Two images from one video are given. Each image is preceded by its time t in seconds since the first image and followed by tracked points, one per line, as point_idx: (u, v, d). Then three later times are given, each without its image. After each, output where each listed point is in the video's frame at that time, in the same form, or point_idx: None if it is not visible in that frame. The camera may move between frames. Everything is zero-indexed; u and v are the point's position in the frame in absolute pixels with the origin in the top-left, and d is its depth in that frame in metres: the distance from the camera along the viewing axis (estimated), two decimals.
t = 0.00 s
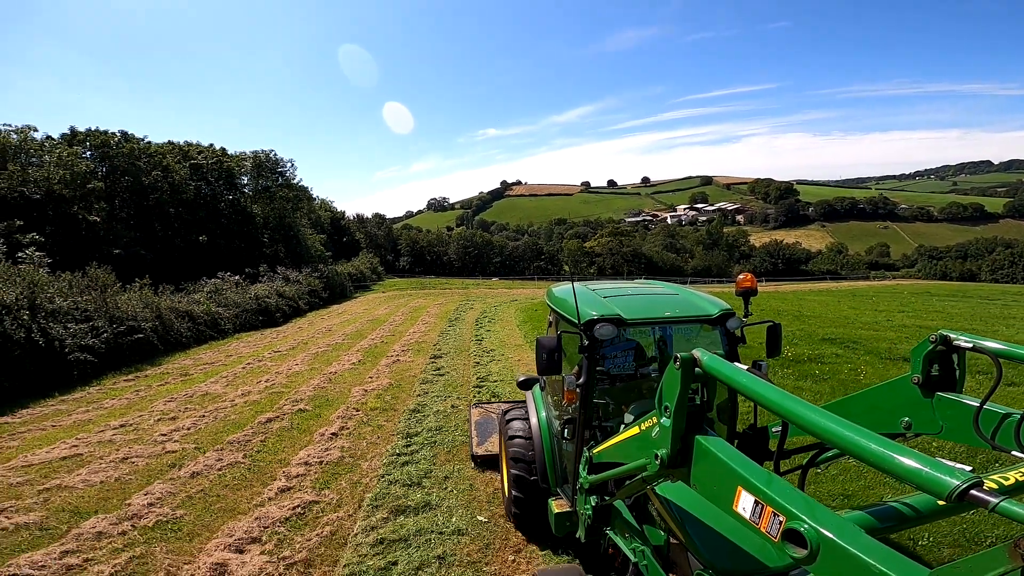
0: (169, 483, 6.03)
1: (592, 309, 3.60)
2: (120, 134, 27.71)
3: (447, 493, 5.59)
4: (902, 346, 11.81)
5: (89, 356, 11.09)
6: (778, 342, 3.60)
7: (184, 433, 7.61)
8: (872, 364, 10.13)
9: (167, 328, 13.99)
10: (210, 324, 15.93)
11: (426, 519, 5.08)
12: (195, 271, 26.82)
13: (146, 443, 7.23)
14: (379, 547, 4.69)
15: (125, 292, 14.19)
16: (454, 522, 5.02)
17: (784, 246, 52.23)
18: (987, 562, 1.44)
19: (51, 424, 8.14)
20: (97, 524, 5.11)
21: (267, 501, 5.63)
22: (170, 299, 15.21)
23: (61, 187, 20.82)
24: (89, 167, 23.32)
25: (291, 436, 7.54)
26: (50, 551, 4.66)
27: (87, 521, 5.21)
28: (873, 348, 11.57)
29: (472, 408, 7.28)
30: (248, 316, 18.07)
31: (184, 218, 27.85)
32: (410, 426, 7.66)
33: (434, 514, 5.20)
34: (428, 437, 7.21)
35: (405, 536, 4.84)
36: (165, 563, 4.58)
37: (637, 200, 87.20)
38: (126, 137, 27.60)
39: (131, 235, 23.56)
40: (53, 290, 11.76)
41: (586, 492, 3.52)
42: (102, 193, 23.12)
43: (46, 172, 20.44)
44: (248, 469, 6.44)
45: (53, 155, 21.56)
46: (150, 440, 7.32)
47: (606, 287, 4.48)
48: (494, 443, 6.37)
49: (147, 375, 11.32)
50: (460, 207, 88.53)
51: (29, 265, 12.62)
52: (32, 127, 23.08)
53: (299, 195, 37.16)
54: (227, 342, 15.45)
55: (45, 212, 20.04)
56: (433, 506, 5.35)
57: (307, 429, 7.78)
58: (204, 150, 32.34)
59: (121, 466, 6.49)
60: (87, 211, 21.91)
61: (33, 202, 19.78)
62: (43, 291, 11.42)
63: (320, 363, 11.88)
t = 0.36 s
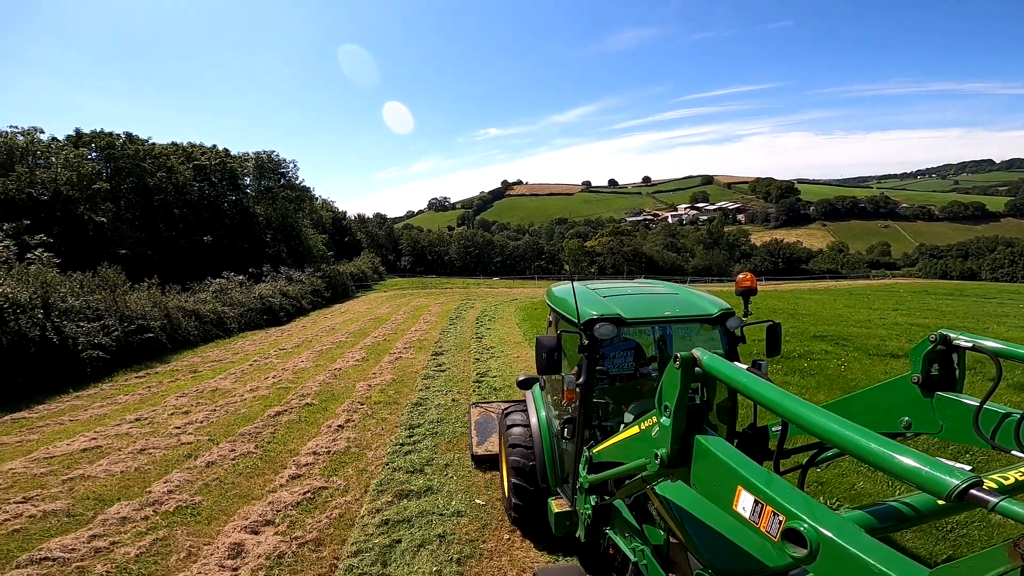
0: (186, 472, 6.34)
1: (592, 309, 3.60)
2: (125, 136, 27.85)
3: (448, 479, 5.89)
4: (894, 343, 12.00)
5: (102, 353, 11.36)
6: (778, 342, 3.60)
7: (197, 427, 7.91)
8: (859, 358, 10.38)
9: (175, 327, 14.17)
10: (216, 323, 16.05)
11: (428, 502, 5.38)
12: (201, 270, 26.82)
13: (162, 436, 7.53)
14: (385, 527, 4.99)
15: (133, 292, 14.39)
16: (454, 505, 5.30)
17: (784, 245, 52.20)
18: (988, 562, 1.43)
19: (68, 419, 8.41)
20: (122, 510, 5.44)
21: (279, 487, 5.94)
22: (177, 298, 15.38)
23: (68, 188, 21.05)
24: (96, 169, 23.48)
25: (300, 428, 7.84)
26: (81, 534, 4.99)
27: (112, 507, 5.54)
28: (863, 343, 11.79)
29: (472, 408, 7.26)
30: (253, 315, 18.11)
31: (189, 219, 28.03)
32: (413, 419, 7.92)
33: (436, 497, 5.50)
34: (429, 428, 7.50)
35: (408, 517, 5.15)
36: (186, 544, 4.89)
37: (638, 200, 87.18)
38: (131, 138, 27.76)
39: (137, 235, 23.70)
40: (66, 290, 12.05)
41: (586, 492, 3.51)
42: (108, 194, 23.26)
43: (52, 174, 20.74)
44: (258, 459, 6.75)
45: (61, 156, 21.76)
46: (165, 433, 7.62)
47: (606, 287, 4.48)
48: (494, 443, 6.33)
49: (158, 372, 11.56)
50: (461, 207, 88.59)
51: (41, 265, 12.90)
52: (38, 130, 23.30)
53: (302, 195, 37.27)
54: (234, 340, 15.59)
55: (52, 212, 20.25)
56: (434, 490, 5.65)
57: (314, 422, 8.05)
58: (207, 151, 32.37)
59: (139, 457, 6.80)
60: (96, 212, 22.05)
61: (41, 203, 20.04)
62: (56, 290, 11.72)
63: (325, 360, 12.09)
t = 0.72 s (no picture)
0: (201, 462, 6.60)
1: (592, 310, 3.59)
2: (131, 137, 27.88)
3: (448, 467, 6.22)
4: (883, 343, 12.27)
5: (113, 350, 11.56)
6: (778, 342, 3.59)
7: (209, 419, 8.19)
8: (845, 358, 10.70)
9: (182, 325, 14.33)
10: (221, 322, 16.20)
11: (429, 487, 5.72)
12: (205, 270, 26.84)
13: (176, 428, 7.80)
14: (390, 509, 5.32)
15: (141, 290, 14.56)
16: (454, 490, 5.64)
17: (783, 247, 52.15)
18: (988, 562, 1.43)
19: (83, 413, 8.64)
20: (143, 496, 5.70)
21: (289, 475, 6.25)
22: (184, 297, 15.53)
23: (75, 189, 21.04)
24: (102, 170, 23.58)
25: (308, 421, 8.15)
26: (106, 518, 5.24)
27: (133, 493, 5.81)
28: (855, 344, 12.02)
29: (473, 407, 7.25)
30: (257, 314, 18.20)
31: (193, 219, 28.07)
32: (415, 412, 8.23)
33: (436, 484, 5.84)
34: (431, 421, 7.82)
35: (411, 501, 5.49)
36: (204, 526, 5.15)
37: (638, 201, 87.18)
38: (136, 138, 27.84)
39: (143, 234, 23.77)
40: (77, 288, 12.25)
41: (586, 493, 3.52)
42: (114, 194, 23.34)
43: (60, 174, 20.86)
44: (268, 450, 7.02)
45: (68, 157, 21.99)
46: (179, 425, 7.89)
47: (607, 287, 4.48)
48: (494, 444, 6.32)
49: (167, 369, 11.76)
50: (462, 208, 88.61)
51: (52, 264, 13.07)
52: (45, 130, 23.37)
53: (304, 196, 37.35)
54: (240, 339, 15.75)
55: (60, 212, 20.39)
56: (435, 476, 6.00)
57: (321, 416, 8.33)
58: (211, 152, 32.53)
59: (156, 448, 7.06)
60: (103, 212, 22.15)
61: (49, 203, 20.17)
62: (67, 289, 11.91)
63: (330, 358, 12.29)
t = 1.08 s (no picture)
0: (214, 450, 6.84)
1: (592, 309, 3.59)
2: (135, 138, 27.93)
3: (449, 455, 6.52)
4: (873, 344, 12.47)
5: (122, 346, 11.74)
6: (778, 342, 3.59)
7: (220, 411, 8.41)
8: (833, 356, 11.01)
9: (187, 323, 14.44)
10: (225, 320, 16.32)
11: (431, 472, 6.02)
12: (208, 269, 26.87)
13: (188, 419, 8.03)
14: (394, 493, 5.62)
15: (147, 288, 14.67)
16: (454, 475, 5.94)
17: (782, 249, 52.15)
18: (987, 562, 1.44)
19: (96, 407, 8.82)
20: (162, 482, 5.94)
21: (299, 462, 6.51)
22: (189, 295, 15.66)
23: (82, 188, 21.18)
24: (108, 169, 23.64)
25: (314, 413, 8.38)
26: (128, 503, 5.46)
27: (152, 480, 6.04)
28: (849, 345, 12.16)
29: (473, 407, 7.22)
30: (260, 312, 18.26)
31: (197, 219, 28.15)
32: (417, 405, 8.48)
33: (438, 469, 6.13)
34: (432, 413, 8.09)
35: (415, 485, 5.80)
36: (221, 509, 5.40)
37: (638, 203, 87.15)
38: (140, 138, 27.89)
39: (147, 233, 23.82)
40: (86, 286, 12.37)
41: (586, 492, 3.52)
42: (120, 194, 23.40)
43: (66, 174, 20.81)
44: (278, 439, 7.26)
45: (73, 156, 21.85)
46: (191, 417, 8.12)
47: (607, 287, 4.47)
48: (494, 443, 6.31)
49: (175, 365, 11.92)
50: (462, 208, 88.61)
51: (61, 262, 13.22)
52: (52, 129, 23.40)
53: (306, 197, 37.39)
54: (245, 336, 15.89)
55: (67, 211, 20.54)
56: (436, 463, 6.29)
57: (327, 408, 8.56)
58: (213, 152, 32.59)
59: (170, 438, 7.29)
60: (108, 212, 22.21)
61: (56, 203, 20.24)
62: (78, 286, 12.04)
63: (333, 354, 12.44)
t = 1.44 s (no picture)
0: (227, 444, 7.10)
1: (592, 310, 3.59)
2: (136, 142, 27.94)
3: (449, 446, 6.82)
4: (864, 342, 12.71)
5: (131, 347, 11.89)
6: (778, 342, 3.60)
7: (230, 408, 8.64)
8: (828, 355, 11.15)
9: (193, 325, 14.54)
10: (229, 322, 16.36)
11: (432, 462, 6.33)
12: (210, 272, 26.96)
13: (200, 416, 8.27)
14: (398, 480, 5.91)
15: (153, 291, 14.76)
16: (454, 464, 6.25)
17: (780, 249, 52.25)
18: (985, 563, 1.44)
19: (109, 406, 9.03)
20: (180, 474, 6.20)
21: (308, 453, 6.78)
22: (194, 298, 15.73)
23: (86, 193, 21.23)
24: (111, 174, 23.69)
25: (320, 409, 8.59)
26: (149, 493, 5.72)
27: (170, 472, 6.30)
28: (845, 344, 12.27)
29: (473, 408, 7.22)
30: (262, 315, 18.28)
31: (198, 223, 28.14)
32: (419, 401, 8.71)
33: (439, 459, 6.44)
34: (433, 407, 8.37)
35: (417, 473, 6.11)
36: (237, 497, 5.68)
37: (636, 204, 87.20)
38: (141, 143, 27.94)
39: (150, 237, 23.88)
40: (95, 289, 12.51)
41: (586, 492, 3.52)
42: (124, 199, 23.44)
43: (70, 179, 20.82)
44: (286, 434, 7.51)
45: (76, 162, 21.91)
46: (203, 414, 8.36)
47: (607, 287, 4.47)
48: (494, 446, 6.28)
49: (183, 365, 12.09)
50: (460, 211, 88.65)
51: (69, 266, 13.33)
52: (55, 135, 23.48)
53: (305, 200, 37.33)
54: (248, 338, 15.97)
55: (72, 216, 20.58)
56: (438, 453, 6.59)
57: (332, 404, 8.79)
58: (214, 156, 32.52)
59: (183, 434, 7.53)
60: (112, 216, 22.26)
61: (60, 207, 20.30)
62: (88, 290, 12.21)
63: (336, 354, 12.55)
